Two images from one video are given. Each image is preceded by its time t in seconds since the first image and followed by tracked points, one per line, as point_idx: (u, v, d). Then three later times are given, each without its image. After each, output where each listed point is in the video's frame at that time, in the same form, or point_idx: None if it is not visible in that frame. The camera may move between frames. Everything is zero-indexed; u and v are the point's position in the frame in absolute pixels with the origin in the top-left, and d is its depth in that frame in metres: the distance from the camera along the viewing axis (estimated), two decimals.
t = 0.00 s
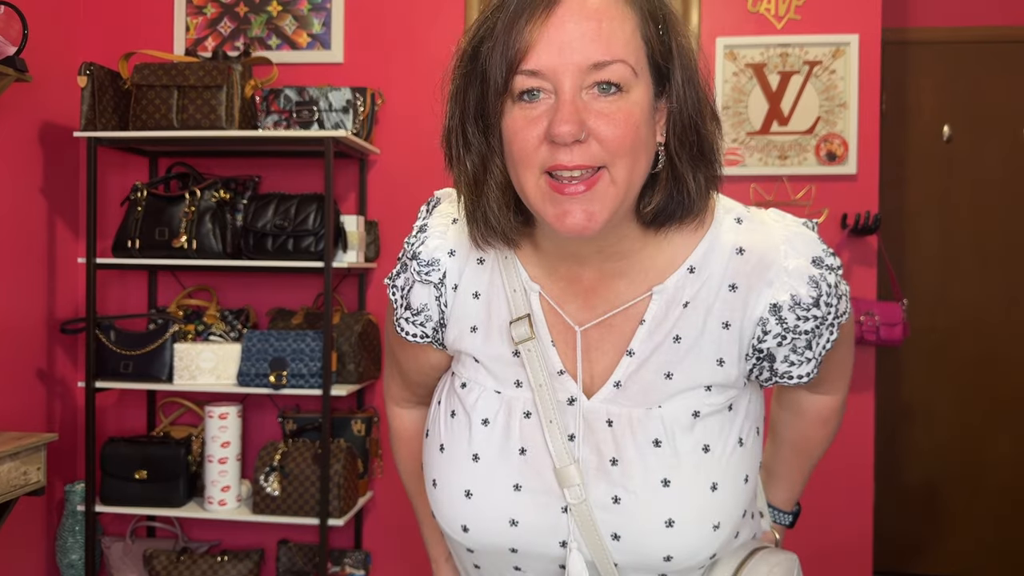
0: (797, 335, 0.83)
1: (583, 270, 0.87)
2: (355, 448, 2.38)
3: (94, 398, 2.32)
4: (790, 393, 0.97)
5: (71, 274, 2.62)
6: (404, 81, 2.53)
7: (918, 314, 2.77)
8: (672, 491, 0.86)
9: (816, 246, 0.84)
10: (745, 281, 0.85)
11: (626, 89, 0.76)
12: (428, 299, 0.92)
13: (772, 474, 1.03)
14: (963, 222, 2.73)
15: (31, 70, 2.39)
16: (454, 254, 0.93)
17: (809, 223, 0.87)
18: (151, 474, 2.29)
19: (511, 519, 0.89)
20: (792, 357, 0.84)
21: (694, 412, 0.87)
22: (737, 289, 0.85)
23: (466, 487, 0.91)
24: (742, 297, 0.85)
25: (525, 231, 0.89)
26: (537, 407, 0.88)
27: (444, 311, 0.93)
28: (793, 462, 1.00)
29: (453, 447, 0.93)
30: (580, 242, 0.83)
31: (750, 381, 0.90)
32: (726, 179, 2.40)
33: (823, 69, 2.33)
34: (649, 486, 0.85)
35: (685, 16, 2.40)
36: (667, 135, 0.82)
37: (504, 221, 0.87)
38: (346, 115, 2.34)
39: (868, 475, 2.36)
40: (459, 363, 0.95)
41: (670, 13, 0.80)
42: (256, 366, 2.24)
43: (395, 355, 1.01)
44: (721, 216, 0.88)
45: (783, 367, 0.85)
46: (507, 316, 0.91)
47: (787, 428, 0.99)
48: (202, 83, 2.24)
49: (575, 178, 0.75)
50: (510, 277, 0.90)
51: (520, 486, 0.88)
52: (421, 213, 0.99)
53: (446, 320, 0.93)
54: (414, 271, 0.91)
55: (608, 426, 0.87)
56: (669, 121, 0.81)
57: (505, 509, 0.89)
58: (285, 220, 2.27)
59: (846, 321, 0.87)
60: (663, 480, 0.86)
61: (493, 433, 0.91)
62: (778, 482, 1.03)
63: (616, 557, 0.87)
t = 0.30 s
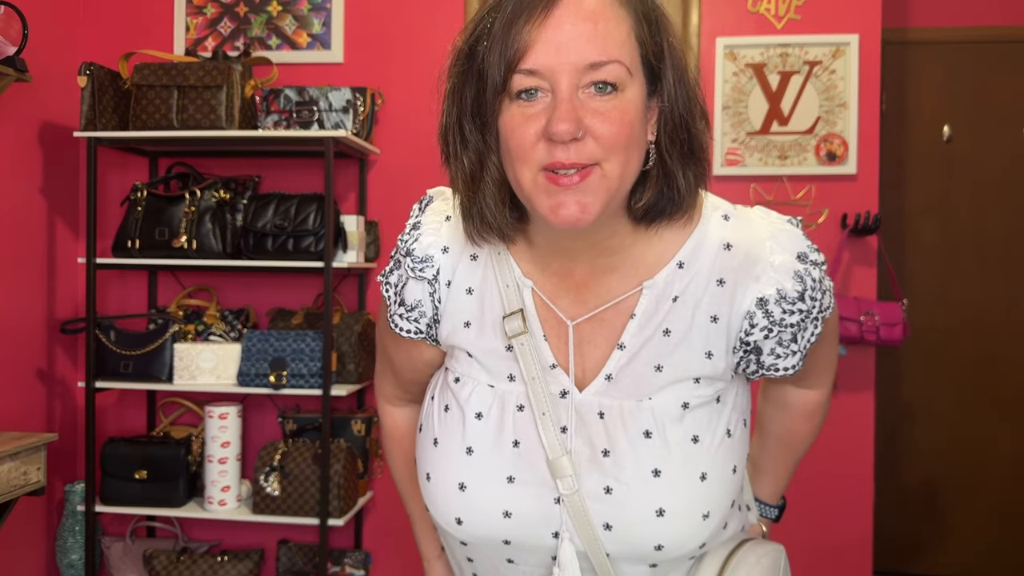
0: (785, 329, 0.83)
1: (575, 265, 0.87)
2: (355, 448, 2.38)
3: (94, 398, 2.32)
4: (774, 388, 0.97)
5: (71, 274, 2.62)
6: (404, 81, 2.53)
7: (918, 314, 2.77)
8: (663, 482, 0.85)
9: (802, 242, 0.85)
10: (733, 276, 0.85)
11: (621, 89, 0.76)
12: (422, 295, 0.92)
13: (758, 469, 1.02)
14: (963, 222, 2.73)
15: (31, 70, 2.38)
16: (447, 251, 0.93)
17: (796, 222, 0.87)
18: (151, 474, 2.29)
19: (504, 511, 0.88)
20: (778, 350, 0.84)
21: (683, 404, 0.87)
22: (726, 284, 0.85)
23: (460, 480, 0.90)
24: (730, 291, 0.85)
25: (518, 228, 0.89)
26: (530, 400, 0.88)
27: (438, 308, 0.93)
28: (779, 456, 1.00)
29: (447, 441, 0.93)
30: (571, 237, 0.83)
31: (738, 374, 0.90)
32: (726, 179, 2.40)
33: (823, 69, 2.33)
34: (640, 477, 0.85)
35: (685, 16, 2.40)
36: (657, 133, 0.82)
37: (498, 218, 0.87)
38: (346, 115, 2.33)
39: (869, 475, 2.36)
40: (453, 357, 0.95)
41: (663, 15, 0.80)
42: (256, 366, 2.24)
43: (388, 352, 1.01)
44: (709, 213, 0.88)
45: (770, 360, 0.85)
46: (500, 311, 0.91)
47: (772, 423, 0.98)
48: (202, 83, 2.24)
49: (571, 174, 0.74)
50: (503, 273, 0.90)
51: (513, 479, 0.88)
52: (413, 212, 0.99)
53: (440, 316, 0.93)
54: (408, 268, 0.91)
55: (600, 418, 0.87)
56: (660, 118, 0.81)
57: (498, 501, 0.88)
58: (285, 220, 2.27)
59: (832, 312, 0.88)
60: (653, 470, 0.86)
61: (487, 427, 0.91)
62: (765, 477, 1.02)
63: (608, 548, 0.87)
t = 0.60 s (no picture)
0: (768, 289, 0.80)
1: (567, 230, 0.84)
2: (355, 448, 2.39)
3: (94, 398, 2.32)
4: (756, 371, 0.96)
5: (71, 274, 2.61)
6: (404, 81, 2.53)
7: (918, 313, 2.77)
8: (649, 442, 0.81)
9: (783, 215, 0.82)
10: (718, 244, 0.82)
11: (619, 51, 0.76)
12: (417, 265, 0.88)
13: (743, 452, 1.00)
14: (963, 222, 2.73)
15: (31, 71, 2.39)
16: (443, 220, 0.89)
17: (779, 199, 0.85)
18: (151, 474, 2.29)
19: (495, 472, 0.84)
20: (761, 315, 0.81)
21: (670, 365, 0.83)
22: (711, 250, 0.82)
23: (452, 442, 0.86)
24: (715, 258, 0.82)
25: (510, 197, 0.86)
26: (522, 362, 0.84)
27: (432, 278, 0.89)
28: (763, 438, 0.97)
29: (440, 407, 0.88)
30: (562, 197, 0.80)
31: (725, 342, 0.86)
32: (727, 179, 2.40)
33: (823, 70, 2.33)
34: (628, 436, 0.81)
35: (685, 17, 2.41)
36: (649, 100, 0.81)
37: (496, 179, 0.84)
38: (346, 115, 2.33)
39: (869, 474, 2.36)
40: (444, 327, 0.91)
41: None
42: (256, 366, 2.24)
43: (383, 329, 0.96)
44: (695, 186, 0.86)
45: (755, 324, 0.81)
46: (495, 279, 0.87)
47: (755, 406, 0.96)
48: (202, 83, 2.24)
49: (570, 131, 0.74)
50: (496, 241, 0.87)
51: (504, 440, 0.84)
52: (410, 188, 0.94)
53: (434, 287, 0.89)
54: (404, 238, 0.88)
55: (589, 380, 0.83)
56: (651, 87, 0.81)
57: (489, 462, 0.84)
58: (285, 220, 2.27)
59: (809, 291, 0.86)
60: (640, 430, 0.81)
61: (478, 391, 0.86)
62: (749, 461, 0.99)
63: (596, 510, 0.82)
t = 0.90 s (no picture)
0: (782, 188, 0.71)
1: (578, 138, 0.76)
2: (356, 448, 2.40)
3: (96, 398, 2.33)
4: (763, 332, 0.85)
5: (72, 274, 2.62)
6: (404, 82, 2.54)
7: (918, 314, 2.78)
8: (666, 342, 0.72)
9: (789, 133, 0.74)
10: (731, 147, 0.74)
11: None
12: (425, 180, 0.80)
13: (760, 428, 0.87)
14: (962, 222, 2.74)
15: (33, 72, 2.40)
16: (453, 139, 0.81)
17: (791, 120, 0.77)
18: (152, 473, 2.30)
19: (503, 376, 0.73)
20: (775, 219, 0.72)
21: (685, 266, 0.74)
22: (724, 154, 0.74)
23: (458, 346, 0.76)
24: (727, 161, 0.74)
25: (520, 104, 0.79)
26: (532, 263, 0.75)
27: (440, 194, 0.80)
28: (781, 407, 0.85)
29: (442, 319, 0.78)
30: (574, 89, 0.73)
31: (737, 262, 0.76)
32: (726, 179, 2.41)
33: (822, 71, 2.34)
34: (643, 333, 0.72)
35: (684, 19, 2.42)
36: (661, 5, 0.75)
37: (509, 81, 0.77)
38: (347, 115, 2.34)
39: (867, 473, 2.37)
40: (449, 243, 0.80)
41: None
42: (257, 365, 2.25)
43: (386, 266, 0.85)
44: (705, 102, 0.78)
45: (772, 230, 0.72)
46: (506, 189, 0.78)
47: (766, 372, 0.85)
48: (203, 84, 2.25)
49: (583, 13, 0.67)
50: (505, 151, 0.78)
51: (512, 341, 0.74)
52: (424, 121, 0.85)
53: (442, 203, 0.80)
54: (412, 154, 0.80)
55: (602, 281, 0.74)
56: None
57: (495, 364, 0.74)
58: (286, 220, 2.28)
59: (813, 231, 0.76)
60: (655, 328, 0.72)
61: (486, 297, 0.76)
62: (768, 436, 0.86)
63: (609, 414, 0.72)
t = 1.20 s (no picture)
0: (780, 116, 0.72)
1: (577, 75, 0.78)
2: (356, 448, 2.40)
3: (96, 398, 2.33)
4: (773, 293, 0.82)
5: (72, 273, 2.62)
6: (405, 81, 2.54)
7: (917, 313, 2.78)
8: (662, 253, 0.70)
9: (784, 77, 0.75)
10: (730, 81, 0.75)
11: None
12: (427, 119, 0.82)
13: (776, 394, 0.82)
14: (961, 222, 2.75)
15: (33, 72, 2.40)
16: (456, 83, 0.83)
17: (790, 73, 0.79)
18: (152, 473, 2.30)
19: (497, 289, 0.72)
20: (773, 147, 0.71)
21: (683, 185, 0.72)
22: (721, 87, 0.75)
23: (454, 263, 0.75)
24: (725, 94, 0.75)
25: (522, 44, 0.81)
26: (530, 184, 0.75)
27: (442, 131, 0.81)
28: (796, 368, 0.81)
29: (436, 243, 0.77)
30: (573, 22, 0.77)
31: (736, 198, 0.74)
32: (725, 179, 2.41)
33: (822, 71, 2.34)
34: (639, 243, 0.71)
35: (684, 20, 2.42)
36: None
37: (511, 18, 0.80)
38: (347, 116, 2.34)
39: (866, 473, 2.37)
40: (450, 175, 0.80)
41: None
42: (258, 365, 2.25)
43: (387, 217, 0.83)
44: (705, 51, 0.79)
45: (769, 155, 0.71)
46: (507, 123, 0.79)
47: (777, 333, 0.82)
48: (203, 84, 2.25)
49: None
50: (507, 89, 0.80)
51: (507, 255, 0.73)
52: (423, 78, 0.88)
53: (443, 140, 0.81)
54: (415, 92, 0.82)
55: (599, 199, 0.73)
56: None
57: (491, 278, 0.73)
58: (286, 220, 2.28)
59: (813, 173, 0.74)
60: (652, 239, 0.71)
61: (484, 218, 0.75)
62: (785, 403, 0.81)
63: (601, 325, 0.70)
